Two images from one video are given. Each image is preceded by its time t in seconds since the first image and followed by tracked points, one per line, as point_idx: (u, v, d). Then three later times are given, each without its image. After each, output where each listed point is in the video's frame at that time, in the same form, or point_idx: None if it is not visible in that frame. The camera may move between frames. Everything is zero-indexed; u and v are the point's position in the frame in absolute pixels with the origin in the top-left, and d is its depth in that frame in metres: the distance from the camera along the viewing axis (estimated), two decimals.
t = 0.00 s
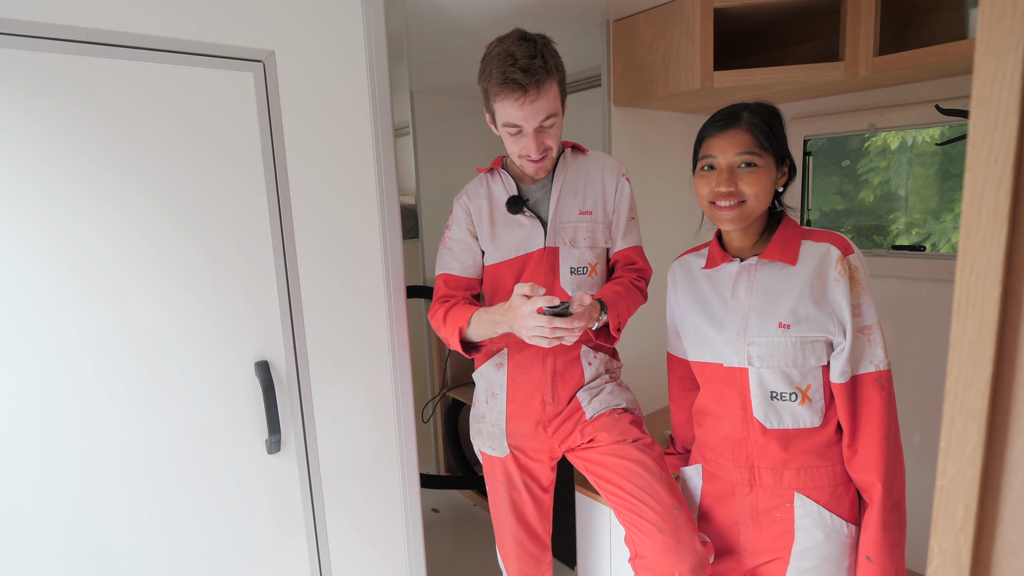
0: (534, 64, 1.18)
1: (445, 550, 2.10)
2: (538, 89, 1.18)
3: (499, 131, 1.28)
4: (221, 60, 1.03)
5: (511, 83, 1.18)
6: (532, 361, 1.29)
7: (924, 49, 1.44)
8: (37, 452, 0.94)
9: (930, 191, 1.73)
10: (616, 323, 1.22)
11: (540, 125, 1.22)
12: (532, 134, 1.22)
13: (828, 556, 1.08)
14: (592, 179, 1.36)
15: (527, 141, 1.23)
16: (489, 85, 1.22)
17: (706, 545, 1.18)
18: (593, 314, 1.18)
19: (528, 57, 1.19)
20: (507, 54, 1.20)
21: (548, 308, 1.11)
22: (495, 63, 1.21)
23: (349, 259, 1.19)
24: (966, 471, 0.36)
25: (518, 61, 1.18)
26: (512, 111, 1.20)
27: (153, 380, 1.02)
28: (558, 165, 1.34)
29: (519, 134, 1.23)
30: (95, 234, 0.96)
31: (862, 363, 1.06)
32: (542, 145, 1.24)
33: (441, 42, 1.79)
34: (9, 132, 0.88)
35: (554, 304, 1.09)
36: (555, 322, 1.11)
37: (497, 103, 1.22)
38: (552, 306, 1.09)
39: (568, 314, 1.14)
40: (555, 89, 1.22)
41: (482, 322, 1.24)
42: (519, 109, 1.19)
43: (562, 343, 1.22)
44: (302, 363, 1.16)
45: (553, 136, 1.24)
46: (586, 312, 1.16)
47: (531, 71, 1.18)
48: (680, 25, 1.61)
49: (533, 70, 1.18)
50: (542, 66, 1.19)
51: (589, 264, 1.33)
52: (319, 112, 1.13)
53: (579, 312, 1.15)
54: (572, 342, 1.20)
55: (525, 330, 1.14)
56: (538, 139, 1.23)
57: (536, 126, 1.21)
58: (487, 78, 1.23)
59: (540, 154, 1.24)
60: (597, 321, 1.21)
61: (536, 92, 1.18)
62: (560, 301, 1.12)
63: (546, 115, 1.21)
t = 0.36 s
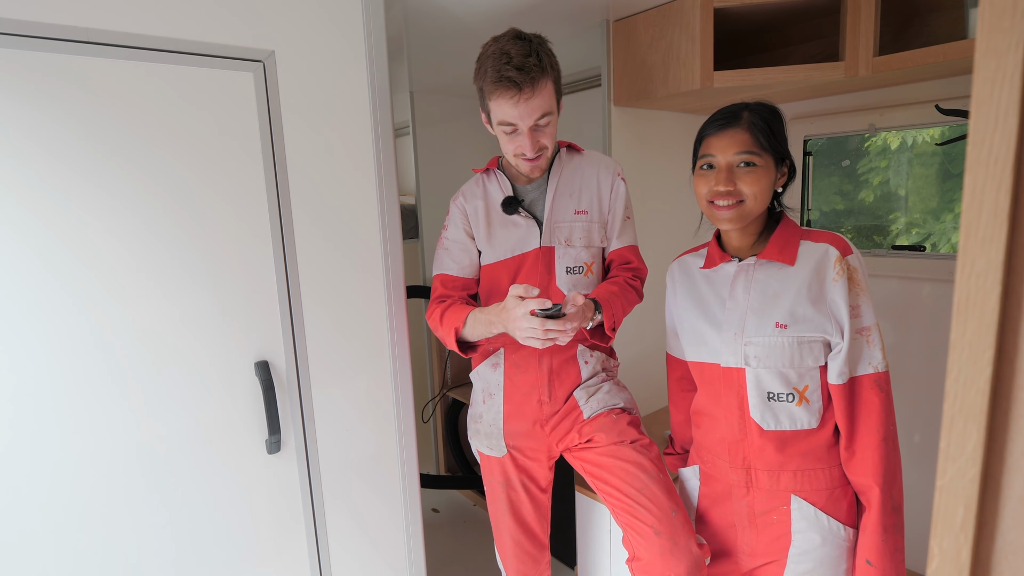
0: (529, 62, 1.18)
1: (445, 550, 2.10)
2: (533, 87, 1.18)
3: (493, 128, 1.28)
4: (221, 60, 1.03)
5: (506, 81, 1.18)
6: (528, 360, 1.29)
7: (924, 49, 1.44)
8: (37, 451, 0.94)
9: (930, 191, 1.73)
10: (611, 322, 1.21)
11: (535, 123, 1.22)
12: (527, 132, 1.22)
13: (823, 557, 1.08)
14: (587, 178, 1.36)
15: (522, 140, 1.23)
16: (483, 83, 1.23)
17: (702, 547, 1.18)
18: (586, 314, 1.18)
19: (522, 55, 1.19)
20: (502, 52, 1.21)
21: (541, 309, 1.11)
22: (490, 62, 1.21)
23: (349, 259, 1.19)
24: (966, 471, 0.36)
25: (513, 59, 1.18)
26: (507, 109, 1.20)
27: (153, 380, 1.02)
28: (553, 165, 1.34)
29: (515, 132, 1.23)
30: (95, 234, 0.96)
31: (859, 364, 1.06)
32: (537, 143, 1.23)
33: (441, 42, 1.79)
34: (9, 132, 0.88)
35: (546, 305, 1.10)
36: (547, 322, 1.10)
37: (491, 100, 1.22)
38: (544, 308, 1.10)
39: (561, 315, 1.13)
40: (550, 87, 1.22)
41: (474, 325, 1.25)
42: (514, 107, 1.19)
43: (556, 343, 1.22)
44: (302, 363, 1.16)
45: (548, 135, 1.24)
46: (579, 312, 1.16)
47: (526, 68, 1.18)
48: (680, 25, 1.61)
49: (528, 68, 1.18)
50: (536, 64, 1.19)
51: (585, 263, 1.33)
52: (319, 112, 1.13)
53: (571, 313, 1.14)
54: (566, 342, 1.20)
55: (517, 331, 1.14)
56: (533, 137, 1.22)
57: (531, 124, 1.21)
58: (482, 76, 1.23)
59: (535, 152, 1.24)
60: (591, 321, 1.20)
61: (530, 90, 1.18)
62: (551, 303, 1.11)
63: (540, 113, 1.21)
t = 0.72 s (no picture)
0: (526, 62, 1.18)
1: (445, 550, 2.10)
2: (531, 87, 1.18)
3: (492, 129, 1.28)
4: (221, 60, 1.03)
5: (503, 81, 1.18)
6: (528, 359, 1.29)
7: (923, 49, 1.44)
8: (37, 451, 0.94)
9: (930, 191, 1.73)
10: (609, 321, 1.21)
11: (533, 123, 1.22)
12: (525, 132, 1.22)
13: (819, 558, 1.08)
14: (586, 178, 1.36)
15: (520, 140, 1.23)
16: (481, 84, 1.23)
17: (703, 548, 1.18)
18: (585, 313, 1.18)
19: (520, 55, 1.19)
20: (499, 52, 1.21)
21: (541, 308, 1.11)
22: (487, 62, 1.21)
23: (349, 259, 1.19)
24: (966, 471, 0.36)
25: (510, 60, 1.18)
26: (504, 109, 1.20)
27: (153, 380, 1.02)
28: (552, 164, 1.34)
29: (512, 132, 1.23)
30: (95, 235, 0.96)
31: (858, 365, 1.06)
32: (536, 143, 1.23)
33: (441, 42, 1.79)
34: (9, 132, 0.88)
35: (546, 305, 1.09)
36: (546, 322, 1.10)
37: (489, 101, 1.22)
38: (544, 308, 1.10)
39: (560, 314, 1.13)
40: (548, 88, 1.22)
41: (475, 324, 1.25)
42: (512, 107, 1.19)
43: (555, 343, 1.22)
44: (302, 363, 1.16)
45: (546, 135, 1.24)
46: (578, 311, 1.16)
47: (523, 69, 1.18)
48: (679, 25, 1.61)
49: (525, 69, 1.18)
50: (534, 65, 1.19)
51: (584, 263, 1.33)
52: (318, 112, 1.13)
53: (571, 311, 1.14)
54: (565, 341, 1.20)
55: (517, 330, 1.14)
56: (530, 137, 1.22)
57: (528, 124, 1.21)
58: (479, 77, 1.23)
59: (533, 152, 1.24)
60: (589, 319, 1.20)
61: (527, 90, 1.18)
62: (551, 301, 1.11)
63: (538, 113, 1.21)
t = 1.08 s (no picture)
0: (528, 64, 1.18)
1: (445, 550, 2.10)
2: (532, 89, 1.18)
3: (494, 130, 1.28)
4: (221, 61, 1.03)
5: (506, 84, 1.18)
6: (529, 359, 1.29)
7: (924, 49, 1.44)
8: (37, 451, 0.94)
9: (930, 191, 1.73)
10: (610, 321, 1.21)
11: (535, 125, 1.22)
12: (527, 133, 1.22)
13: (817, 556, 1.08)
14: (587, 178, 1.36)
15: (522, 141, 1.23)
16: (483, 86, 1.23)
17: (703, 546, 1.19)
18: (585, 313, 1.18)
19: (522, 58, 1.19)
20: (501, 54, 1.20)
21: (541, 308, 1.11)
22: (489, 64, 1.21)
23: (349, 259, 1.19)
24: (966, 471, 0.36)
25: (512, 62, 1.18)
26: (506, 111, 1.20)
27: (152, 380, 1.02)
28: (553, 165, 1.34)
29: (514, 133, 1.23)
30: (95, 234, 0.96)
31: (859, 366, 1.06)
32: (537, 144, 1.23)
33: (441, 42, 1.79)
34: (9, 132, 0.88)
35: (546, 305, 1.10)
36: (547, 322, 1.10)
37: (491, 103, 1.22)
38: (545, 308, 1.10)
39: (560, 314, 1.13)
40: (549, 89, 1.22)
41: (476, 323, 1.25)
42: (514, 109, 1.20)
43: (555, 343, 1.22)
44: (302, 363, 1.16)
45: (547, 135, 1.24)
46: (578, 311, 1.16)
47: (526, 71, 1.18)
48: (680, 25, 1.61)
49: (528, 71, 1.18)
50: (535, 67, 1.19)
51: (584, 263, 1.33)
52: (318, 112, 1.13)
53: (571, 311, 1.14)
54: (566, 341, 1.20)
55: (518, 330, 1.14)
56: (532, 138, 1.22)
57: (530, 126, 1.21)
58: (481, 79, 1.23)
59: (535, 153, 1.24)
60: (590, 319, 1.21)
61: (529, 93, 1.18)
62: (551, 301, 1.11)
63: (540, 115, 1.21)
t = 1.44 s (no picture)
0: (530, 64, 1.18)
1: (445, 550, 2.10)
2: (534, 88, 1.18)
3: (496, 130, 1.28)
4: (221, 60, 1.03)
5: (507, 83, 1.18)
6: (530, 359, 1.29)
7: (924, 49, 1.44)
8: (36, 451, 0.94)
9: (930, 191, 1.73)
10: (612, 321, 1.21)
11: (536, 125, 1.22)
12: (528, 133, 1.22)
13: (818, 557, 1.08)
14: (588, 178, 1.35)
15: (523, 140, 1.23)
16: (485, 85, 1.23)
17: (704, 544, 1.19)
18: (590, 314, 1.18)
19: (523, 57, 1.19)
20: (503, 54, 1.20)
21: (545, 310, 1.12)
22: (491, 63, 1.21)
23: (349, 259, 1.19)
24: (966, 470, 0.36)
25: (514, 61, 1.18)
26: (507, 110, 1.20)
27: (152, 380, 1.02)
28: (555, 165, 1.34)
29: (516, 132, 1.23)
30: (95, 233, 0.96)
31: (859, 366, 1.06)
32: (538, 145, 1.23)
33: (441, 42, 1.79)
34: (9, 132, 0.88)
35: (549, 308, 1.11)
36: (552, 324, 1.11)
37: (493, 102, 1.22)
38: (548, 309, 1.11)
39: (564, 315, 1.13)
40: (551, 89, 1.22)
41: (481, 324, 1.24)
42: (515, 108, 1.20)
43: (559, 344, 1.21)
44: (302, 363, 1.16)
45: (548, 135, 1.24)
46: (583, 312, 1.16)
47: (527, 70, 1.18)
48: (680, 25, 1.61)
49: (529, 70, 1.18)
50: (537, 66, 1.19)
51: (586, 263, 1.33)
52: (318, 112, 1.13)
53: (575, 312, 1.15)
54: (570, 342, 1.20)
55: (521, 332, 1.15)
56: (534, 138, 1.22)
57: (531, 125, 1.21)
58: (484, 78, 1.24)
59: (536, 154, 1.23)
60: (593, 320, 1.20)
61: (531, 92, 1.19)
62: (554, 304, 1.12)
63: (541, 114, 1.21)
